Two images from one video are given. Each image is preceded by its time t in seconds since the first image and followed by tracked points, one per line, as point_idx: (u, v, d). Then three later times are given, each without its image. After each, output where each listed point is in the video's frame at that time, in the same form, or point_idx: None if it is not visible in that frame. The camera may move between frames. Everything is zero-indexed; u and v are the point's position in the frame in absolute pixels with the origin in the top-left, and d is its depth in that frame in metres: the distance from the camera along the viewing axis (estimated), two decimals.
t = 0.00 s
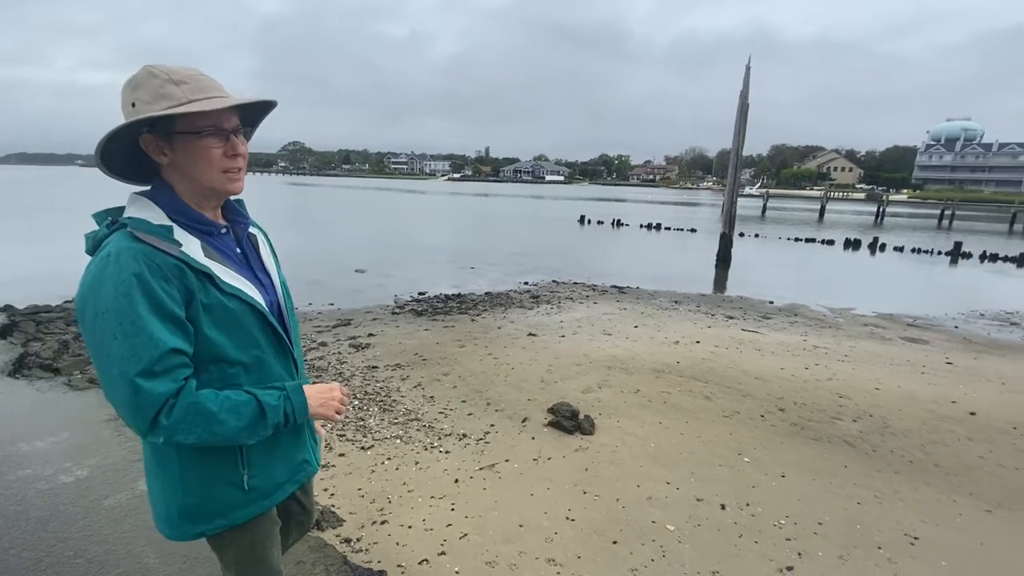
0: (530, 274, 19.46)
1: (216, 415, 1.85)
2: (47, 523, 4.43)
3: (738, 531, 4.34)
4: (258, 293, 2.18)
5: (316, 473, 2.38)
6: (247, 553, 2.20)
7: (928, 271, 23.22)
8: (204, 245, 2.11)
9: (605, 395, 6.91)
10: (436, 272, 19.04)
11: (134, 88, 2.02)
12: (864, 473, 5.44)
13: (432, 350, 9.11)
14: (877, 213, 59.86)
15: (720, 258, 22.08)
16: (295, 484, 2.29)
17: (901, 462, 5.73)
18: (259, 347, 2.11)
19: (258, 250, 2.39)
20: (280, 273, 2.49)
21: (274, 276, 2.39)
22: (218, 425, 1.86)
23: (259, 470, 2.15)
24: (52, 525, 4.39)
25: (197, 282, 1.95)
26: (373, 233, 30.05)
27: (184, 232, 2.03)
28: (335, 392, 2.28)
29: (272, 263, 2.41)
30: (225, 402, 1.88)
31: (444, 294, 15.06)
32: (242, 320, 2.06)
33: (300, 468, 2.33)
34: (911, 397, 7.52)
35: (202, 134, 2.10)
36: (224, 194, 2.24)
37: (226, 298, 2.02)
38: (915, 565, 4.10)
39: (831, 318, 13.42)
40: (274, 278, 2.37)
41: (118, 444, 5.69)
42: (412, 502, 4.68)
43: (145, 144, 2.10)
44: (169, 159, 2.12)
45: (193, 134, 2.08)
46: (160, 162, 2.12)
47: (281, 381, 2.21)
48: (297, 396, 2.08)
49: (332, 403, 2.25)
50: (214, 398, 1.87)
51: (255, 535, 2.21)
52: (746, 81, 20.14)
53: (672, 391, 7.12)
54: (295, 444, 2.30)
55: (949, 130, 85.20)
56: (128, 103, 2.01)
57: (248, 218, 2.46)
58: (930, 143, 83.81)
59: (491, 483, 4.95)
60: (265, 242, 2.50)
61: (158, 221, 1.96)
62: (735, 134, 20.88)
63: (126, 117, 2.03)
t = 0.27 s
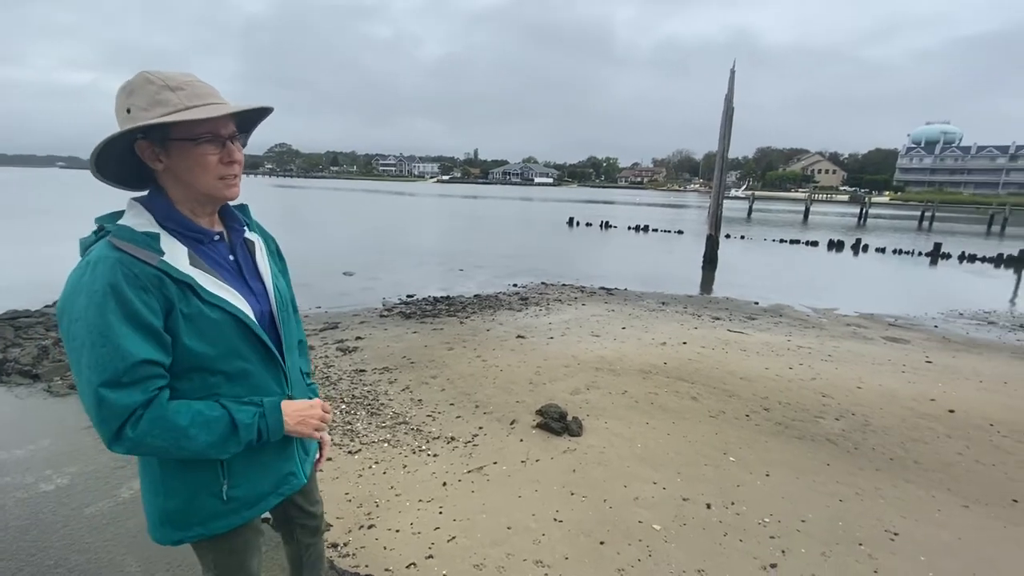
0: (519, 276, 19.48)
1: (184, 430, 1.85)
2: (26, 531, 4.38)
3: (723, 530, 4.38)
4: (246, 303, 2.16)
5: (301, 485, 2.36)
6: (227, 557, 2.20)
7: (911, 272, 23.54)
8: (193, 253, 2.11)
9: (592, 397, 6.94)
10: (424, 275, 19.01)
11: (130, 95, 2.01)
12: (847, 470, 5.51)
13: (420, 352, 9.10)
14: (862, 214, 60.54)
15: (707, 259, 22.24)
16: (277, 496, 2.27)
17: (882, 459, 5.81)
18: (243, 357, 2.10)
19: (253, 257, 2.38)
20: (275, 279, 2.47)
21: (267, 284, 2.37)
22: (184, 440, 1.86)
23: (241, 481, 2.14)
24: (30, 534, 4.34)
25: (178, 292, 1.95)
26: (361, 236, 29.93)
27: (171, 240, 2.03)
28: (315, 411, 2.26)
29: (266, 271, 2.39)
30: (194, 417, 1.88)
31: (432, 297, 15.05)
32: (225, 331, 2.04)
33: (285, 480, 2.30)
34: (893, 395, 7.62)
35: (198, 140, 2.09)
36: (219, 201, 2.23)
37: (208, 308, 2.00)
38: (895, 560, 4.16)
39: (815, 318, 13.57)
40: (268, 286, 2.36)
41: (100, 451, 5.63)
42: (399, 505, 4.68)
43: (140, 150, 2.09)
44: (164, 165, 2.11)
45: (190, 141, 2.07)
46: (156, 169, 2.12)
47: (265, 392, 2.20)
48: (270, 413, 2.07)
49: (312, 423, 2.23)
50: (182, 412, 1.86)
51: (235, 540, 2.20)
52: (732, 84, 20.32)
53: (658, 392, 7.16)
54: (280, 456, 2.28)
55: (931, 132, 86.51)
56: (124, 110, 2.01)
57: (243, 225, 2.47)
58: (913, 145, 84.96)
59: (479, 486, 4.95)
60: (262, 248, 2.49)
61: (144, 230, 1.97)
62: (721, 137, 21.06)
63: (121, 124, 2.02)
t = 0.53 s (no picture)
0: (509, 277, 19.51)
1: (153, 431, 1.82)
2: (7, 539, 4.33)
3: (710, 528, 4.42)
4: (238, 304, 2.13)
5: (296, 488, 2.33)
6: (216, 558, 2.19)
7: (895, 272, 23.86)
8: (187, 254, 2.10)
9: (581, 397, 6.97)
10: (414, 276, 18.97)
11: (128, 99, 2.01)
12: (832, 468, 5.58)
13: (409, 355, 9.08)
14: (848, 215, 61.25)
15: (694, 260, 22.40)
16: (271, 499, 2.24)
17: (865, 456, 5.89)
18: (235, 359, 2.07)
19: (251, 259, 2.36)
20: (274, 280, 2.45)
21: (264, 286, 2.34)
22: (151, 444, 1.83)
23: (233, 482, 2.12)
24: (12, 541, 4.29)
25: (167, 292, 1.94)
26: (350, 237, 29.82)
27: (164, 242, 2.03)
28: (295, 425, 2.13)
29: (263, 272, 2.36)
30: (164, 421, 1.85)
31: (421, 299, 15.02)
32: (216, 332, 2.02)
33: (280, 483, 2.28)
34: (877, 394, 7.72)
35: (196, 142, 2.09)
36: (217, 202, 2.23)
37: (198, 309, 1.98)
38: (878, 555, 4.22)
39: (801, 318, 13.72)
40: (264, 288, 2.32)
41: (82, 457, 5.58)
42: (388, 508, 4.67)
43: (139, 154, 2.10)
44: (162, 168, 2.11)
45: (188, 143, 2.07)
46: (154, 172, 2.12)
47: (258, 394, 2.17)
48: (245, 423, 1.99)
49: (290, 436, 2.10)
50: (152, 415, 1.83)
51: (224, 541, 2.19)
52: (718, 87, 20.50)
53: (647, 392, 7.21)
54: (275, 459, 2.25)
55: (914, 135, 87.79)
56: (122, 113, 2.01)
57: (242, 226, 2.45)
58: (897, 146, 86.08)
59: (468, 488, 4.96)
60: (261, 250, 2.47)
61: (136, 232, 1.98)
62: (708, 139, 21.22)
63: (118, 128, 2.02)
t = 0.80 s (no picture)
0: (499, 278, 19.53)
1: (156, 422, 1.83)
2: None
3: (699, 526, 4.45)
4: (242, 301, 2.13)
5: (294, 486, 2.32)
6: (210, 555, 2.18)
7: (880, 272, 24.17)
8: (194, 251, 2.10)
9: (572, 397, 6.99)
10: (404, 277, 18.92)
11: (141, 100, 2.03)
12: (819, 465, 5.65)
13: (400, 356, 9.06)
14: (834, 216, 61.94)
15: (683, 260, 22.55)
16: (269, 495, 2.24)
17: (851, 453, 5.97)
18: (238, 355, 2.08)
19: (255, 257, 2.36)
20: (278, 279, 2.44)
21: (268, 284, 2.33)
22: (155, 435, 1.84)
23: (233, 477, 2.12)
24: None
25: (172, 287, 1.95)
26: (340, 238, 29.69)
27: (172, 239, 2.04)
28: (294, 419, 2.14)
29: (267, 271, 2.36)
30: (167, 412, 1.85)
31: (412, 300, 14.99)
32: (220, 328, 2.02)
33: (278, 480, 2.28)
34: (862, 391, 7.83)
35: (207, 142, 2.11)
36: (224, 201, 2.24)
37: (202, 304, 1.99)
38: (863, 550, 4.28)
39: (788, 317, 13.86)
40: (268, 285, 2.32)
41: (66, 461, 5.51)
42: (379, 510, 4.65)
43: (150, 153, 2.11)
44: (173, 167, 2.12)
45: (199, 143, 2.09)
46: (164, 171, 2.13)
47: (259, 390, 2.17)
48: (246, 416, 1.99)
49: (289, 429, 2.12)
50: (156, 406, 1.84)
51: (220, 536, 2.18)
52: (706, 89, 20.66)
53: (636, 391, 7.25)
54: (274, 455, 2.25)
55: (899, 137, 88.93)
56: (135, 114, 2.02)
57: (247, 226, 2.46)
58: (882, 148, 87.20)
59: (459, 488, 4.96)
60: (266, 249, 2.47)
61: (145, 229, 1.99)
62: (696, 140, 21.36)
63: (131, 128, 2.03)
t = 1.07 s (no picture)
0: (491, 278, 19.53)
1: (167, 416, 1.83)
2: None
3: (692, 523, 4.48)
4: (251, 298, 2.13)
5: (298, 481, 2.33)
6: (211, 550, 2.16)
7: (867, 271, 24.45)
8: (204, 248, 2.11)
9: (565, 396, 7.01)
10: (396, 277, 18.86)
11: (164, 98, 2.06)
12: (809, 461, 5.71)
13: (393, 357, 9.03)
14: (822, 216, 62.54)
15: (675, 259, 22.67)
16: (274, 490, 2.24)
17: (841, 449, 6.03)
18: (246, 351, 2.08)
19: (263, 255, 2.36)
20: (284, 279, 2.44)
21: (275, 283, 2.33)
22: (164, 429, 1.83)
23: (237, 471, 2.12)
24: None
25: (184, 283, 1.95)
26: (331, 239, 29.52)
27: (184, 236, 2.05)
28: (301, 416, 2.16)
29: (275, 270, 2.36)
30: (178, 405, 1.85)
31: (404, 300, 14.94)
32: (229, 324, 2.02)
33: (282, 476, 2.28)
34: (851, 389, 7.92)
35: (226, 142, 2.14)
36: (237, 200, 2.26)
37: (212, 300, 1.99)
38: (853, 545, 4.33)
39: (778, 316, 13.97)
40: (274, 285, 2.31)
41: (53, 465, 5.44)
42: (372, 511, 4.64)
43: (168, 150, 2.13)
44: (189, 164, 2.13)
45: (218, 143, 2.12)
46: (181, 168, 2.14)
47: (266, 388, 2.17)
48: (254, 412, 2.00)
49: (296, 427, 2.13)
50: (167, 400, 1.84)
51: (221, 531, 2.16)
52: (697, 91, 20.77)
53: (629, 390, 7.28)
54: (278, 451, 2.25)
55: (885, 137, 89.93)
56: (157, 111, 2.04)
57: (256, 226, 2.46)
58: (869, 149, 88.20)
59: (453, 488, 4.95)
60: (273, 248, 2.48)
61: (160, 225, 2.01)
62: (687, 141, 21.48)
63: (152, 125, 2.04)
